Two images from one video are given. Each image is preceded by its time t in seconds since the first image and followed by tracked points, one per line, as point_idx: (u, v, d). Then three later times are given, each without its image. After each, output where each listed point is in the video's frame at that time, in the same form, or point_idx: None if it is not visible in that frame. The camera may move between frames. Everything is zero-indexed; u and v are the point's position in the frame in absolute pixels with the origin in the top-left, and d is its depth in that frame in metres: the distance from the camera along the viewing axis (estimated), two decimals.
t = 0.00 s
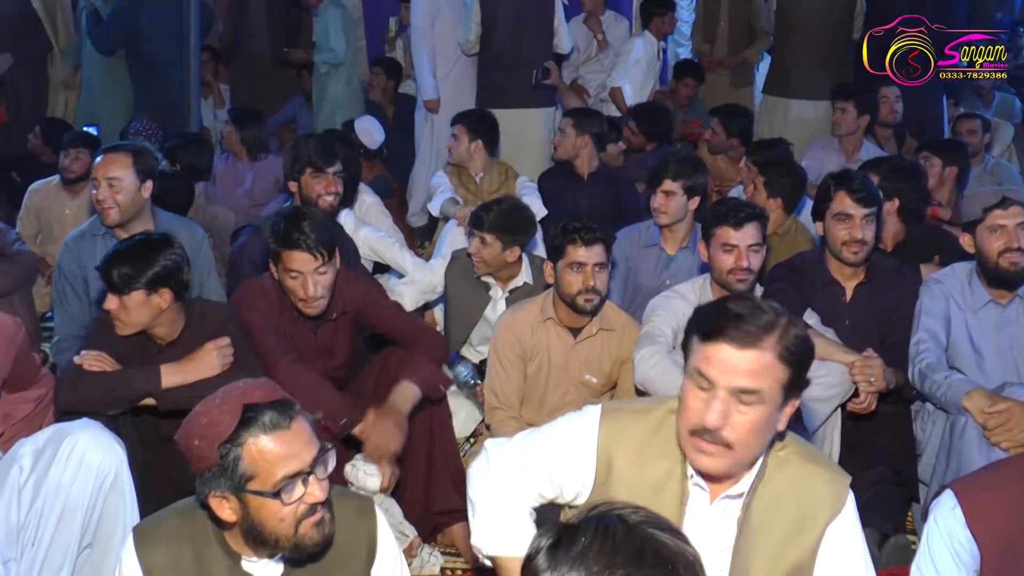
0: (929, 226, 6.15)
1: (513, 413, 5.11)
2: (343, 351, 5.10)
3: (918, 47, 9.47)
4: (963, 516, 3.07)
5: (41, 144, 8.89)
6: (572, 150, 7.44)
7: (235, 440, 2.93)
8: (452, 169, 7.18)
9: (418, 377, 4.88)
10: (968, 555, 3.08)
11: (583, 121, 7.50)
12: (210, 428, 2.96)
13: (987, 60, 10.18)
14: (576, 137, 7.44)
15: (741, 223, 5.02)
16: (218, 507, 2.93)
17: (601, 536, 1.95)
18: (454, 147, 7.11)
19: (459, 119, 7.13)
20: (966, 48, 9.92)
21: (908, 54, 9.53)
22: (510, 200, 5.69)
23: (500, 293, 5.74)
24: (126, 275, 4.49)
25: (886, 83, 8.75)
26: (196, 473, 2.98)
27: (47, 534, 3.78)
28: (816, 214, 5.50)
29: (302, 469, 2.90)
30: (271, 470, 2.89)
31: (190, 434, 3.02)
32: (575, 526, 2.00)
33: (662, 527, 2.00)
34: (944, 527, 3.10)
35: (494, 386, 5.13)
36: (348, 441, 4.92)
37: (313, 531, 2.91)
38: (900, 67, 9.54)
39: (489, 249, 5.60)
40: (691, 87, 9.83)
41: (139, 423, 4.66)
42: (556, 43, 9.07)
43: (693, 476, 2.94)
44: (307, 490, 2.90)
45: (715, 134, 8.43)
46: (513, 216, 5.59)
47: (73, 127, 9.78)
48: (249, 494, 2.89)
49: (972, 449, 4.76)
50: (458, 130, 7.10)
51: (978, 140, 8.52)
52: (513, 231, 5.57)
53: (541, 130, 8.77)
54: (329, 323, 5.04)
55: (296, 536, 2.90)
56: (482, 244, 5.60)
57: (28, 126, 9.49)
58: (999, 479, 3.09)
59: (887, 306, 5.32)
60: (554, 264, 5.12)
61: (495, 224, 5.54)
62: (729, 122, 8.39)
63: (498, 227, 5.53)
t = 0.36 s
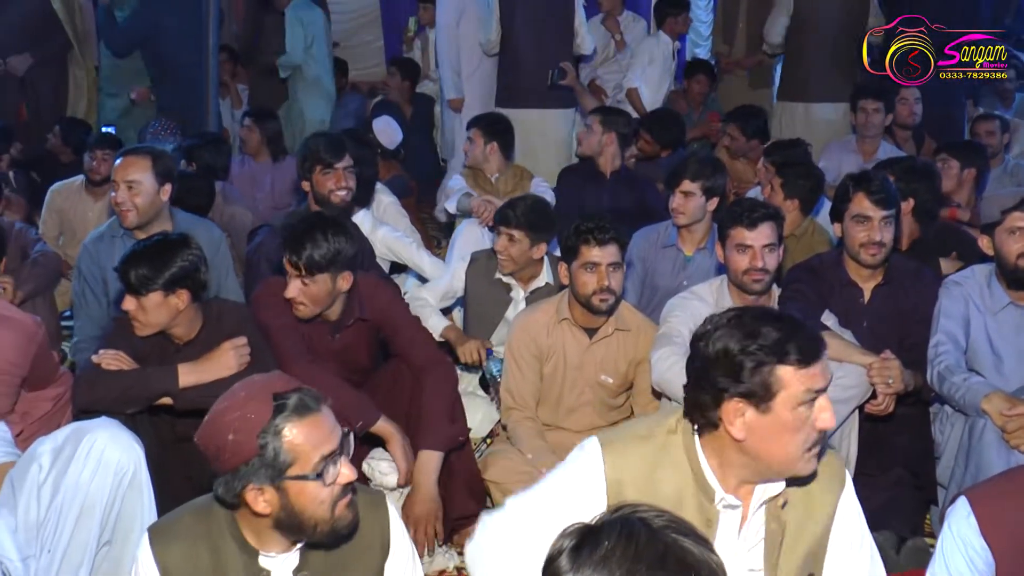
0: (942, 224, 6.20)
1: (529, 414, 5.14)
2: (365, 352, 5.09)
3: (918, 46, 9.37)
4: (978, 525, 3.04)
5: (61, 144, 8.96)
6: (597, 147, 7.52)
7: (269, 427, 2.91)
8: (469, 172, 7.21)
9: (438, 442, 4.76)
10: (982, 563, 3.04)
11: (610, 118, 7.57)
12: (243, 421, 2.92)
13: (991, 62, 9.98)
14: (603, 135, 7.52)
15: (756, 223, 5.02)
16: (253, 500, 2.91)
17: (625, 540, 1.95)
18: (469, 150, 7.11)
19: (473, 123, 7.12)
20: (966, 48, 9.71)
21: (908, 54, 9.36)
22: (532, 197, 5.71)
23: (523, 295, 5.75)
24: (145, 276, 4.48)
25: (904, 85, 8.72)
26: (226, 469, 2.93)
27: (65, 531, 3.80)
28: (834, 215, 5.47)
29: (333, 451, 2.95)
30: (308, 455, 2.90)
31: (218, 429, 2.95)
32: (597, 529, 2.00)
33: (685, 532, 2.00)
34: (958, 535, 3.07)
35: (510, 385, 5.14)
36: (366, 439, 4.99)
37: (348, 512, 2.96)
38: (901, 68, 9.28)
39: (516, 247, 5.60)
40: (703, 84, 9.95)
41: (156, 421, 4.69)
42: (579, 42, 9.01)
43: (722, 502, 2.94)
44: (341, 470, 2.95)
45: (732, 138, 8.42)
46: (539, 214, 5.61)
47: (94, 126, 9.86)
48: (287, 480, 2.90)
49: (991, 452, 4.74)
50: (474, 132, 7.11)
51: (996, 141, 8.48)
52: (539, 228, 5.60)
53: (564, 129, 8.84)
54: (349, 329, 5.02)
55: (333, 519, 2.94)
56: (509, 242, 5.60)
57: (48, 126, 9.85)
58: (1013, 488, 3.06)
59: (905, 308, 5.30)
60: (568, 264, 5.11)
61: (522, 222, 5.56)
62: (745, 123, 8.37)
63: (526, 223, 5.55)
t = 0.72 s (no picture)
0: (944, 225, 6.25)
1: (536, 412, 5.23)
2: (373, 350, 5.18)
3: (917, 46, 9.83)
4: (974, 527, 3.05)
5: (77, 145, 9.10)
6: (607, 150, 7.61)
7: (293, 408, 2.98)
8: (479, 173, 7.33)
9: (451, 435, 4.84)
10: (979, 565, 3.04)
11: (619, 120, 7.63)
12: (265, 405, 2.97)
13: (989, 61, 10.21)
14: (612, 137, 7.60)
15: (759, 224, 5.08)
16: (275, 481, 2.98)
17: (634, 541, 2.01)
18: (480, 154, 7.29)
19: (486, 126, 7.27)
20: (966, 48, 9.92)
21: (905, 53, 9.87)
22: (539, 195, 5.78)
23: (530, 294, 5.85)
24: (153, 276, 4.55)
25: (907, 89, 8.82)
26: (246, 453, 2.98)
27: (82, 525, 3.87)
28: (837, 217, 5.52)
29: (348, 428, 3.05)
30: (327, 434, 2.99)
31: (237, 416, 2.99)
32: (606, 531, 2.06)
33: (694, 535, 2.06)
34: (954, 536, 3.09)
35: (519, 384, 5.21)
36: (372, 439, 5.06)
37: (362, 488, 3.07)
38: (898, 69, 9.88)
39: (523, 244, 5.70)
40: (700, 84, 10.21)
41: (166, 419, 4.77)
42: (577, 48, 9.10)
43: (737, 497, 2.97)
44: (356, 446, 3.05)
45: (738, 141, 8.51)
46: (543, 212, 5.69)
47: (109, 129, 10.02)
48: (308, 459, 2.98)
49: (993, 451, 4.82)
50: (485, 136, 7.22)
51: (997, 144, 8.58)
52: (543, 226, 5.68)
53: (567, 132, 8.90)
54: (359, 328, 5.10)
55: (350, 495, 3.04)
56: (516, 240, 5.70)
57: (66, 129, 9.87)
58: (1008, 490, 3.07)
59: (907, 309, 5.37)
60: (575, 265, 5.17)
61: (528, 217, 5.66)
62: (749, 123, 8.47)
63: (531, 220, 5.64)
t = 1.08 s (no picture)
0: (950, 228, 6.34)
1: (549, 408, 5.37)
2: (389, 349, 5.32)
3: (918, 46, 10.16)
4: (977, 527, 3.02)
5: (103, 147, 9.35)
6: (617, 154, 7.71)
7: (306, 393, 3.10)
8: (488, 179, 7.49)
9: (469, 433, 4.97)
10: (981, 564, 3.01)
11: (628, 126, 7.70)
12: (279, 389, 3.09)
13: (989, 61, 10.36)
14: (621, 143, 7.70)
15: (766, 226, 5.22)
16: (290, 464, 3.09)
17: (657, 541, 2.11)
18: (484, 160, 7.48)
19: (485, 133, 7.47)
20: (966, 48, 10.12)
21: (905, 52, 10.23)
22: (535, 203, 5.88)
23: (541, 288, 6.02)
24: (174, 276, 4.70)
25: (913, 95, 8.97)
26: (263, 438, 3.09)
27: (109, 517, 3.94)
28: (843, 220, 5.64)
29: (358, 411, 3.17)
30: (339, 418, 3.11)
31: (253, 402, 3.10)
32: (631, 527, 2.16)
33: (715, 538, 2.15)
34: (957, 536, 3.05)
35: (533, 382, 5.36)
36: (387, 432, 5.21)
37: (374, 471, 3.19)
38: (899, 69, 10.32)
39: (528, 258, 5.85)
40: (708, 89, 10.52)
41: (187, 415, 4.91)
42: (597, 53, 9.24)
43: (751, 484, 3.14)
44: (367, 430, 3.18)
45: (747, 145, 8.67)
46: (544, 221, 5.81)
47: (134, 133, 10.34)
48: (322, 442, 3.10)
49: (996, 450, 4.95)
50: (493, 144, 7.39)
51: (1000, 149, 8.70)
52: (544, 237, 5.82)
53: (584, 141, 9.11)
54: (378, 327, 5.24)
55: (362, 478, 3.15)
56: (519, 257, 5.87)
57: (93, 132, 10.40)
58: (1013, 490, 3.02)
59: (911, 310, 5.51)
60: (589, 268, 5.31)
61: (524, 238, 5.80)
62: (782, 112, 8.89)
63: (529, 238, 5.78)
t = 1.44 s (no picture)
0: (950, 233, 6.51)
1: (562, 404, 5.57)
2: (408, 347, 5.50)
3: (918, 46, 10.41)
4: (978, 523, 3.16)
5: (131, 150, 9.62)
6: (623, 161, 7.91)
7: (298, 389, 3.28)
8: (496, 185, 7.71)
9: (484, 422, 5.15)
10: (981, 560, 3.16)
11: (633, 133, 7.93)
12: (274, 384, 3.32)
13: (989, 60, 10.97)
14: (628, 150, 7.90)
15: (772, 229, 5.40)
16: (288, 456, 3.26)
17: (678, 543, 2.20)
18: (487, 168, 7.72)
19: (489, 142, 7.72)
20: (966, 48, 10.71)
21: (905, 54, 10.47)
22: (549, 205, 6.06)
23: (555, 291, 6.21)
24: (204, 274, 4.90)
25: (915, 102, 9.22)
26: (265, 429, 3.32)
27: (138, 506, 4.13)
28: (846, 223, 5.81)
29: (358, 409, 3.28)
30: (331, 412, 3.25)
31: (254, 396, 3.36)
32: (654, 529, 2.24)
33: (735, 540, 2.22)
34: (958, 531, 3.20)
35: (546, 379, 5.56)
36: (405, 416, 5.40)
37: (374, 467, 3.28)
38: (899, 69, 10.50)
39: (540, 254, 6.05)
40: (719, 96, 10.76)
41: (216, 407, 5.10)
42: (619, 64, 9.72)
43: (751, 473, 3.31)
44: (363, 427, 3.27)
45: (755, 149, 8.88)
46: (556, 221, 6.00)
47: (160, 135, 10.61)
48: (314, 437, 3.24)
49: (994, 446, 5.10)
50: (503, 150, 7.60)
51: (999, 154, 8.88)
52: (555, 236, 6.02)
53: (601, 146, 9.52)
54: (398, 325, 5.45)
55: (361, 472, 3.26)
56: (532, 252, 6.06)
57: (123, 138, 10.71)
58: (1012, 488, 3.16)
59: (912, 311, 5.69)
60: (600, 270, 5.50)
61: (539, 235, 5.99)
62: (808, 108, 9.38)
63: (542, 237, 5.98)
